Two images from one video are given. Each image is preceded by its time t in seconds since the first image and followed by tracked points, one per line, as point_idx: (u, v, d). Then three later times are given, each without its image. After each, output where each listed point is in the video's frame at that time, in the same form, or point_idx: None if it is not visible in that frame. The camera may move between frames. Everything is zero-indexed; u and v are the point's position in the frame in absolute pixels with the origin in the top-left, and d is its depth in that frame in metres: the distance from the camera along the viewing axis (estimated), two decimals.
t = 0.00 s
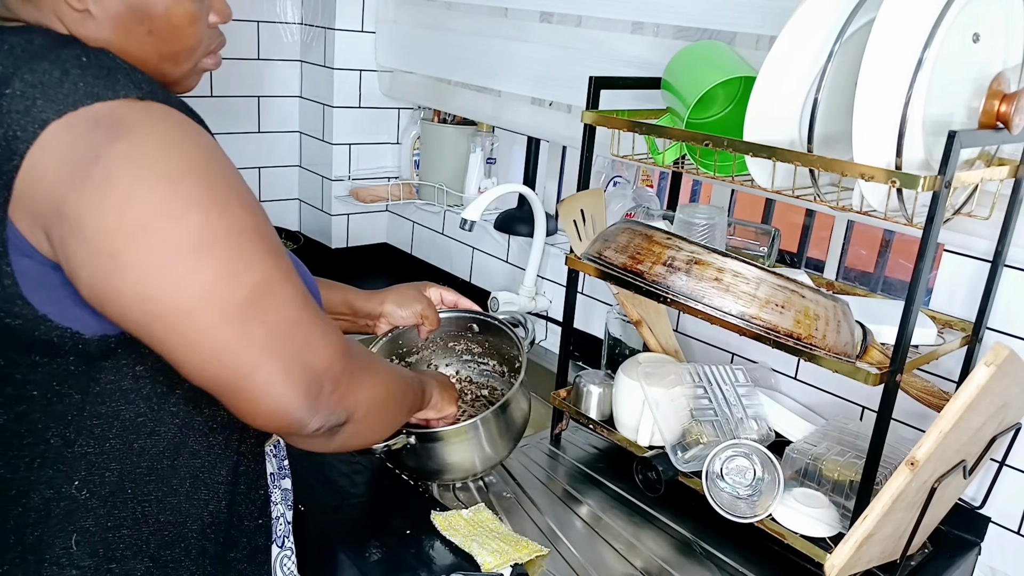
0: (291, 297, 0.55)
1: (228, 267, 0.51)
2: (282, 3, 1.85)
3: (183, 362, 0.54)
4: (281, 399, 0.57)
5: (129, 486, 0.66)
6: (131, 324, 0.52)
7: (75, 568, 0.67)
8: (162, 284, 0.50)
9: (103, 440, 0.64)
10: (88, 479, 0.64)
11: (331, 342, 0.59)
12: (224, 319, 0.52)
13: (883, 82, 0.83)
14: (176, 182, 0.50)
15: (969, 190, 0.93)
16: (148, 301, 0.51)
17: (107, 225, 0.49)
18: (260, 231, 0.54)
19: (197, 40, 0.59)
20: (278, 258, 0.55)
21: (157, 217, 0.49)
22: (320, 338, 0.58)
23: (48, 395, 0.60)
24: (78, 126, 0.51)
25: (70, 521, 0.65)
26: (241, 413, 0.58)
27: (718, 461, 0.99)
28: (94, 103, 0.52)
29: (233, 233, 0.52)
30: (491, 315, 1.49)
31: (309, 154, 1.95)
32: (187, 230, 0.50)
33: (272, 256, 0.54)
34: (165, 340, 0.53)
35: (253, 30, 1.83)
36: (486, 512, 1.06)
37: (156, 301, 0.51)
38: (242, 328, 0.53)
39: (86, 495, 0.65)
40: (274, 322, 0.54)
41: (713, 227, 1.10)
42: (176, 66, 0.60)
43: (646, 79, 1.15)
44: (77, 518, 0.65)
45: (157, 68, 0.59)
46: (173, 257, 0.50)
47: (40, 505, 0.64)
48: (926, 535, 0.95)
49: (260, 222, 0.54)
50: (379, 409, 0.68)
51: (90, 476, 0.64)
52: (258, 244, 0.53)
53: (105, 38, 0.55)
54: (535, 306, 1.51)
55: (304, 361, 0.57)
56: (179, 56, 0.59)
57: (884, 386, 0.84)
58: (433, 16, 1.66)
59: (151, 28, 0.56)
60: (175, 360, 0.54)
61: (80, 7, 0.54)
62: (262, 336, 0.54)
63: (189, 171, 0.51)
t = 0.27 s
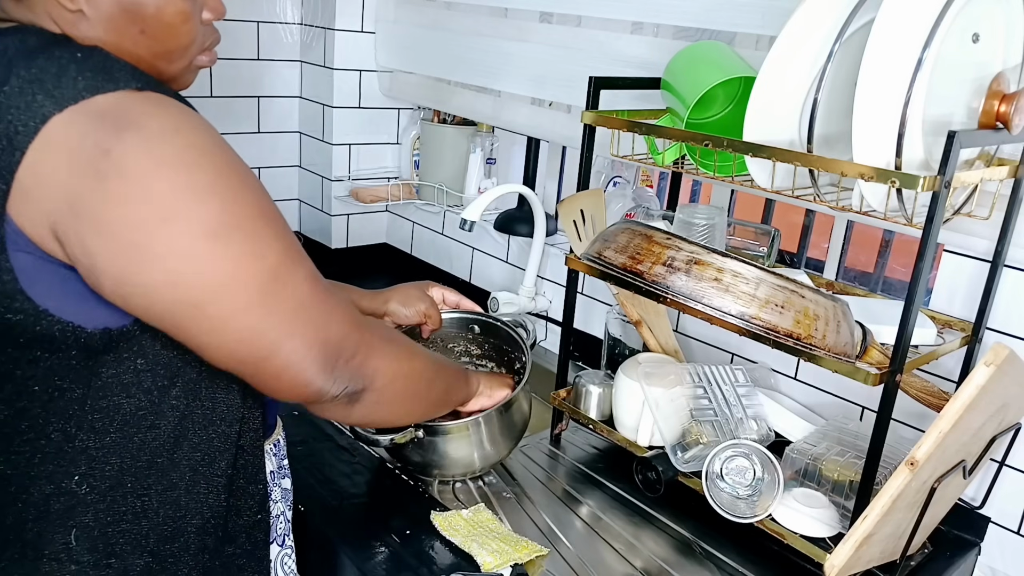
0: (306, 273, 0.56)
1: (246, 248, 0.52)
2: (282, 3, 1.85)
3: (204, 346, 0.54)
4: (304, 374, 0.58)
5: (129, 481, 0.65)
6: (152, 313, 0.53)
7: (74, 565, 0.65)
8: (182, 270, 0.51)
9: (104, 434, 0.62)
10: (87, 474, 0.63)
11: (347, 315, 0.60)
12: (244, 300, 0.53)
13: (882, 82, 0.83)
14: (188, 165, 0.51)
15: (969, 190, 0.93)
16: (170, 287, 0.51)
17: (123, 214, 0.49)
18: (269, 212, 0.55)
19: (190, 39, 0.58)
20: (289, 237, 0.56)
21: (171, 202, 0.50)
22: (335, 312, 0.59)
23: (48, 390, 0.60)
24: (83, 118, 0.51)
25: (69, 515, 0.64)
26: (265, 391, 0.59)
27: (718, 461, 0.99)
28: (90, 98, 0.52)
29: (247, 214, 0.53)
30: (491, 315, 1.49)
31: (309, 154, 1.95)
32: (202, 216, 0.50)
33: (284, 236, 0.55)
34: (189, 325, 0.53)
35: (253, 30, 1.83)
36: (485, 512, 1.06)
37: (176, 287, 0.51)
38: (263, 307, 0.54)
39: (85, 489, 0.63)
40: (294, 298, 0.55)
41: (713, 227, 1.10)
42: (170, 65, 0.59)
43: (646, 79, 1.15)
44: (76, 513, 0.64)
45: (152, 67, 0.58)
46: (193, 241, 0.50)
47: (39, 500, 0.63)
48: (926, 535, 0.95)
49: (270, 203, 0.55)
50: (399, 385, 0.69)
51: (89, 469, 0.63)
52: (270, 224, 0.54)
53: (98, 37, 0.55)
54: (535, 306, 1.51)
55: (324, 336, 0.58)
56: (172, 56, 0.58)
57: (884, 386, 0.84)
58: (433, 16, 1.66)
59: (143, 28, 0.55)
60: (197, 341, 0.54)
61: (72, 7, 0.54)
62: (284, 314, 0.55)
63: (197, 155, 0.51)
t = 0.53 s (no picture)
0: (268, 262, 0.55)
1: (202, 231, 0.52)
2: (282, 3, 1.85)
3: (164, 326, 0.54)
4: (266, 365, 0.57)
5: (114, 475, 0.64)
6: (106, 297, 0.52)
7: (63, 562, 0.65)
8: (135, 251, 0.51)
9: (87, 428, 0.63)
10: (71, 468, 0.63)
11: (313, 308, 0.59)
12: (199, 284, 0.52)
13: (882, 82, 0.83)
14: (145, 149, 0.51)
15: (969, 190, 0.93)
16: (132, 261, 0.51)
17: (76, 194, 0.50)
18: (231, 199, 0.54)
19: (178, 32, 0.61)
20: (251, 226, 0.55)
21: (126, 183, 0.50)
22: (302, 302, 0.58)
23: (29, 383, 0.61)
24: (50, 100, 0.52)
25: (55, 511, 0.64)
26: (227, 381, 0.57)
27: (718, 461, 0.99)
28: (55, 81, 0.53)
29: (205, 200, 0.52)
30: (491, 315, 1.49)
31: (309, 154, 1.95)
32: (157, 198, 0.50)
33: (245, 224, 0.55)
34: (143, 309, 0.53)
35: (253, 30, 1.83)
36: (485, 512, 1.06)
37: (129, 270, 0.51)
38: (219, 293, 0.53)
39: (71, 484, 0.63)
40: (253, 287, 0.54)
41: (713, 227, 1.10)
42: (156, 58, 0.61)
43: (646, 79, 1.15)
44: (63, 508, 0.64)
45: (139, 58, 0.60)
46: (145, 223, 0.50)
47: (26, 495, 0.63)
48: (926, 535, 0.95)
49: (232, 190, 0.55)
50: (371, 389, 0.67)
51: (73, 463, 0.63)
52: (230, 210, 0.54)
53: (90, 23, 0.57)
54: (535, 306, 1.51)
55: (287, 328, 0.57)
56: (159, 47, 0.60)
57: (884, 386, 0.84)
58: (433, 16, 1.66)
59: (133, 16, 0.57)
60: (158, 322, 0.54)
61: None
62: (242, 301, 0.54)
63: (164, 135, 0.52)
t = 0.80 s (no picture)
0: (214, 317, 0.52)
1: (148, 275, 0.50)
2: (282, 3, 1.85)
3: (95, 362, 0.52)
4: (197, 421, 0.54)
5: (104, 487, 0.66)
6: (47, 323, 0.51)
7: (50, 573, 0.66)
8: (76, 283, 0.49)
9: (75, 439, 0.64)
10: (60, 481, 0.64)
11: (261, 367, 0.56)
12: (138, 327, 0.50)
13: (883, 82, 0.83)
14: (109, 184, 0.49)
15: (969, 190, 0.93)
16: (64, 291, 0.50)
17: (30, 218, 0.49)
18: (194, 246, 0.52)
19: (177, 22, 0.62)
20: (210, 274, 0.53)
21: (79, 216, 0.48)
22: (247, 356, 0.55)
23: (16, 393, 0.62)
24: (28, 119, 0.52)
25: (44, 522, 0.65)
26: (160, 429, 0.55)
27: (718, 461, 0.99)
28: (41, 98, 0.53)
29: (160, 245, 0.50)
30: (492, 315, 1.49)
31: (309, 154, 1.95)
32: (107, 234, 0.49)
33: (202, 273, 0.52)
34: (79, 344, 0.51)
35: (253, 31, 1.83)
36: (485, 512, 1.06)
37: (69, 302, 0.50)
38: (155, 344, 0.51)
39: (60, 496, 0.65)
40: (193, 342, 0.52)
41: (713, 227, 1.10)
42: (157, 49, 0.62)
43: (646, 79, 1.15)
44: (52, 520, 0.65)
45: (141, 48, 0.61)
46: (91, 259, 0.49)
47: (15, 506, 0.64)
48: (926, 535, 0.95)
49: (197, 235, 0.52)
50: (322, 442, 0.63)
51: (62, 475, 0.64)
52: (187, 256, 0.51)
53: (96, 19, 0.58)
54: (535, 306, 1.51)
55: (225, 388, 0.54)
56: (161, 38, 0.62)
57: (884, 386, 0.84)
58: (433, 16, 1.66)
59: (137, 5, 0.58)
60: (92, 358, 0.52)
61: None
62: (177, 355, 0.51)
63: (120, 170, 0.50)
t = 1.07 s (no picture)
0: (170, 365, 0.54)
1: (110, 315, 0.52)
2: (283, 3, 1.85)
3: (49, 389, 0.54)
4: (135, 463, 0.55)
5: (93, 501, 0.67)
6: (15, 345, 0.53)
7: None
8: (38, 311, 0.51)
9: (65, 452, 0.64)
10: (51, 493, 0.65)
11: (211, 418, 0.57)
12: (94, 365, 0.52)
13: (883, 82, 0.83)
14: (83, 222, 0.51)
15: (969, 190, 0.93)
16: (30, 319, 0.51)
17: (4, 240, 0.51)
18: (164, 292, 0.54)
19: (207, 31, 0.67)
20: (176, 321, 0.54)
21: (52, 247, 0.50)
22: (197, 408, 0.56)
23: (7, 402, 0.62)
24: (21, 137, 0.54)
25: (34, 531, 0.66)
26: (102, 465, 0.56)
27: (718, 461, 0.99)
28: (38, 115, 0.55)
29: (129, 288, 0.52)
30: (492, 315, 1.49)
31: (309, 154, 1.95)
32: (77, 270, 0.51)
33: (167, 318, 0.54)
34: (33, 367, 0.53)
35: (253, 30, 1.83)
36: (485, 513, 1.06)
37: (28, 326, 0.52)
38: (107, 383, 0.53)
39: (51, 507, 0.65)
40: (145, 387, 0.53)
41: (713, 227, 1.10)
42: (188, 55, 0.67)
43: (646, 79, 1.15)
44: (41, 529, 0.66)
45: (177, 54, 0.66)
46: (60, 292, 0.51)
47: (7, 513, 0.65)
48: (926, 535, 0.95)
49: (170, 281, 0.54)
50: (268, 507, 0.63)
51: (53, 488, 0.65)
52: (155, 302, 0.53)
53: (138, 30, 0.62)
54: (535, 306, 1.51)
55: (172, 435, 0.55)
56: (193, 45, 0.66)
57: (884, 386, 0.84)
58: (433, 16, 1.66)
59: (178, 16, 0.63)
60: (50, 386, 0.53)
61: None
62: (126, 398, 0.53)
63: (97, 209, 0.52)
